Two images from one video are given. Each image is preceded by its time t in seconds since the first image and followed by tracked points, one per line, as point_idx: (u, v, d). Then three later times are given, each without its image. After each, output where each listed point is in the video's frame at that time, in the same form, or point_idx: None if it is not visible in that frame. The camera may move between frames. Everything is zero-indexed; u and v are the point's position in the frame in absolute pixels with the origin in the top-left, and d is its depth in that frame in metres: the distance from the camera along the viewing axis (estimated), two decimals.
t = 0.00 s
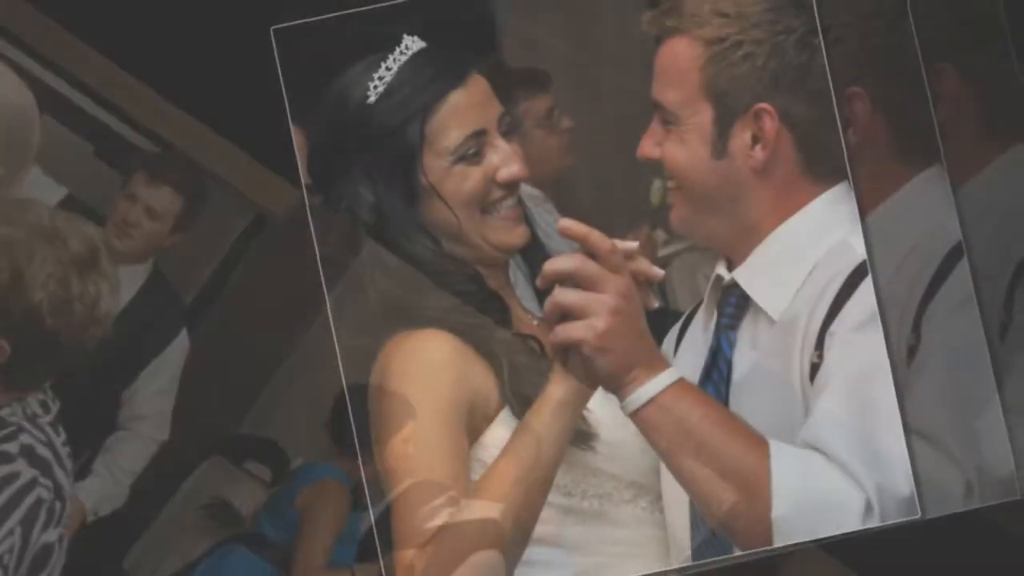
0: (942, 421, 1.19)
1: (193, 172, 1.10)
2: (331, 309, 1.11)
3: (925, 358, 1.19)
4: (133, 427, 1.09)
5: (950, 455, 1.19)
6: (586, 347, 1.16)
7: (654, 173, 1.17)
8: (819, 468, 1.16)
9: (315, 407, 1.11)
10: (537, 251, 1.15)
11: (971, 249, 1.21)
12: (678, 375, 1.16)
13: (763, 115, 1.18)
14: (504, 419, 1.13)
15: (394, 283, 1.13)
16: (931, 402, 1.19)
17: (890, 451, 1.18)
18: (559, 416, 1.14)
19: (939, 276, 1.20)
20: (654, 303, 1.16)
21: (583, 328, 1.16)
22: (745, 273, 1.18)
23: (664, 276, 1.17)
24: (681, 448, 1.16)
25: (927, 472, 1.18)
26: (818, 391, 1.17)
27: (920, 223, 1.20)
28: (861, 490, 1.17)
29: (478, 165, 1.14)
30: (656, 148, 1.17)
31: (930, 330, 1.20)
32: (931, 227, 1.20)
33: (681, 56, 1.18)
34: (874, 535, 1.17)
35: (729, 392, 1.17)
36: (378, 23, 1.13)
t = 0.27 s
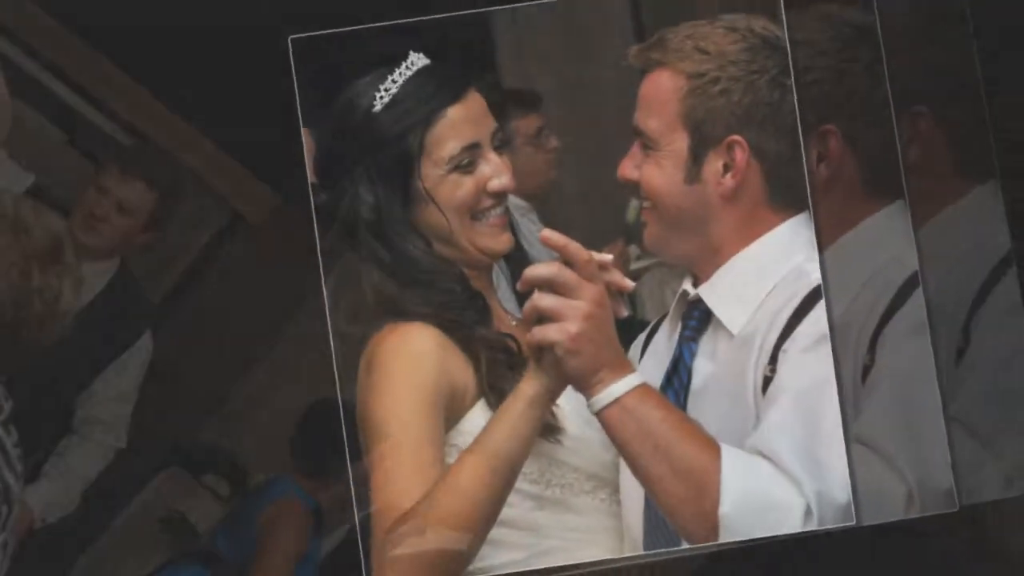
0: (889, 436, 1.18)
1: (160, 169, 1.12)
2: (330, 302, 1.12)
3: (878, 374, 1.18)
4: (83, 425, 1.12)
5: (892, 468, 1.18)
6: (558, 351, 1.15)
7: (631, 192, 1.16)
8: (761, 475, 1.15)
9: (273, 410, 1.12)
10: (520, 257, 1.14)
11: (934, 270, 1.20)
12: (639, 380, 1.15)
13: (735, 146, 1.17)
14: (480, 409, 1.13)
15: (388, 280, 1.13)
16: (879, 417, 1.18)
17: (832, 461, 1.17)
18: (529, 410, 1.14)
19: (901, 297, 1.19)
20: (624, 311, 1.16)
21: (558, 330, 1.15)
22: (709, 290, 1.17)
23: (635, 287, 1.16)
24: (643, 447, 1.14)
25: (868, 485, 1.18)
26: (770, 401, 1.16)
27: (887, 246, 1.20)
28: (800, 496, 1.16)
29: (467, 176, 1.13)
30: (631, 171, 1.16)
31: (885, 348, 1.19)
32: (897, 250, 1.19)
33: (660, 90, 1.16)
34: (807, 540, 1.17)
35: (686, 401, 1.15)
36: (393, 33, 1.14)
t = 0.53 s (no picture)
0: (836, 447, 1.80)
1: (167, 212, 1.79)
2: (330, 279, 1.77)
3: (926, 377, 1.84)
4: (142, 393, 1.78)
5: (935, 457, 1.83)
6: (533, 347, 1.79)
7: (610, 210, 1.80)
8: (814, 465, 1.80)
9: (280, 391, 1.77)
10: (506, 260, 1.79)
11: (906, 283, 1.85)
12: (607, 379, 1.79)
13: (706, 172, 1.81)
14: (460, 396, 1.77)
15: (384, 274, 1.77)
16: (934, 404, 1.84)
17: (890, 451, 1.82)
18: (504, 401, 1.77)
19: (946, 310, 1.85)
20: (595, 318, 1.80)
21: (533, 330, 1.79)
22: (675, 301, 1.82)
23: (607, 295, 1.81)
24: (608, 440, 1.77)
25: (907, 466, 1.82)
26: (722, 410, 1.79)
27: (895, 276, 1.85)
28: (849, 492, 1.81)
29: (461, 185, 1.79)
30: (612, 189, 1.80)
31: (839, 368, 1.82)
32: (856, 280, 1.83)
33: (646, 117, 1.82)
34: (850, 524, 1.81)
35: (648, 399, 1.79)
36: (401, 61, 1.79)
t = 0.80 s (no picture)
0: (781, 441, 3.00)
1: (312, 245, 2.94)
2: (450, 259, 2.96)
3: (876, 390, 3.28)
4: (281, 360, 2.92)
5: (877, 455, 3.27)
6: (511, 340, 3.09)
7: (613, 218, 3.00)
8: (775, 462, 3.19)
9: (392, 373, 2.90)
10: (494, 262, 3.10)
11: (861, 314, 3.28)
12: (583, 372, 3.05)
13: (680, 196, 3.11)
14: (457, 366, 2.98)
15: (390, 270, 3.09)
16: (881, 422, 3.28)
17: (840, 447, 3.27)
18: (483, 383, 3.08)
19: (901, 327, 3.29)
20: (573, 319, 3.11)
21: (517, 325, 3.09)
22: (639, 311, 3.13)
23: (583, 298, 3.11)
24: (579, 423, 3.08)
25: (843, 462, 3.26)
26: (678, 409, 3.10)
27: (850, 297, 3.27)
28: (799, 491, 3.20)
29: (461, 189, 3.11)
30: (593, 205, 3.11)
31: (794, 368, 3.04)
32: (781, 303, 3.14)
33: (628, 139, 3.12)
34: (800, 515, 3.21)
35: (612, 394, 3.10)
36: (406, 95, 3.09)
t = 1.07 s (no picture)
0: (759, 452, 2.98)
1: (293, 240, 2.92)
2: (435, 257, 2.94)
3: (876, 390, 3.29)
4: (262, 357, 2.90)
5: (877, 456, 3.28)
6: (496, 341, 3.09)
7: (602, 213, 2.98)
8: (768, 462, 3.20)
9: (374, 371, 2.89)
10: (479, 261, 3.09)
11: (859, 315, 3.30)
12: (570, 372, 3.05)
13: (665, 196, 3.11)
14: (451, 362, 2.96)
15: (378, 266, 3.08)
16: (881, 422, 3.28)
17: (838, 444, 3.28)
18: (468, 383, 3.08)
19: (901, 327, 3.30)
20: (558, 319, 3.12)
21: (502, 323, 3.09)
22: (625, 311, 3.13)
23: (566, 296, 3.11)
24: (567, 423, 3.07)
25: (840, 462, 3.27)
26: (662, 409, 3.10)
27: (847, 297, 3.30)
28: (791, 491, 3.20)
29: (447, 188, 3.11)
30: (579, 205, 3.11)
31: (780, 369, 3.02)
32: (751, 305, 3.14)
33: (615, 139, 3.12)
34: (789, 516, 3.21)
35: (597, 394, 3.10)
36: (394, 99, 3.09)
